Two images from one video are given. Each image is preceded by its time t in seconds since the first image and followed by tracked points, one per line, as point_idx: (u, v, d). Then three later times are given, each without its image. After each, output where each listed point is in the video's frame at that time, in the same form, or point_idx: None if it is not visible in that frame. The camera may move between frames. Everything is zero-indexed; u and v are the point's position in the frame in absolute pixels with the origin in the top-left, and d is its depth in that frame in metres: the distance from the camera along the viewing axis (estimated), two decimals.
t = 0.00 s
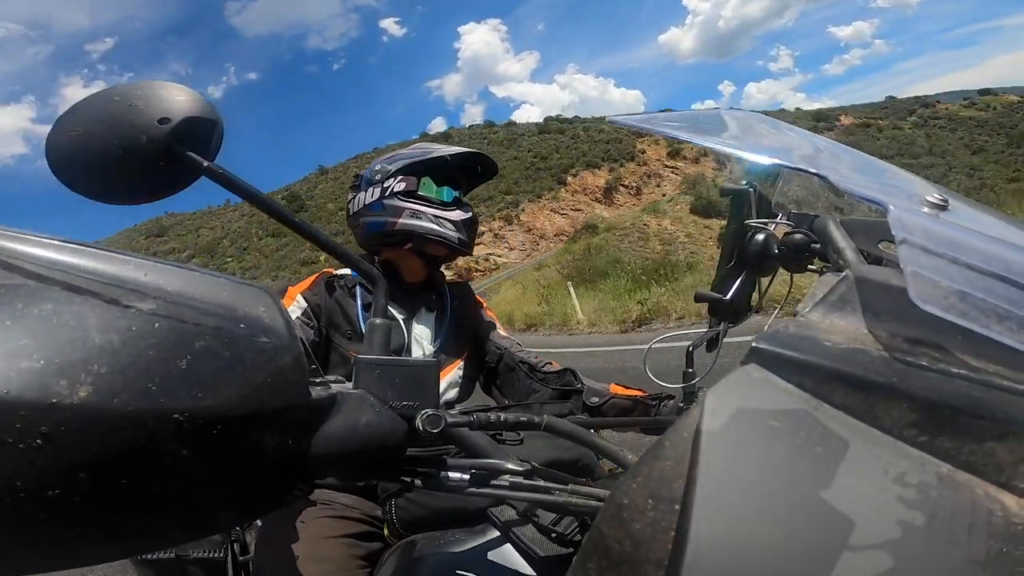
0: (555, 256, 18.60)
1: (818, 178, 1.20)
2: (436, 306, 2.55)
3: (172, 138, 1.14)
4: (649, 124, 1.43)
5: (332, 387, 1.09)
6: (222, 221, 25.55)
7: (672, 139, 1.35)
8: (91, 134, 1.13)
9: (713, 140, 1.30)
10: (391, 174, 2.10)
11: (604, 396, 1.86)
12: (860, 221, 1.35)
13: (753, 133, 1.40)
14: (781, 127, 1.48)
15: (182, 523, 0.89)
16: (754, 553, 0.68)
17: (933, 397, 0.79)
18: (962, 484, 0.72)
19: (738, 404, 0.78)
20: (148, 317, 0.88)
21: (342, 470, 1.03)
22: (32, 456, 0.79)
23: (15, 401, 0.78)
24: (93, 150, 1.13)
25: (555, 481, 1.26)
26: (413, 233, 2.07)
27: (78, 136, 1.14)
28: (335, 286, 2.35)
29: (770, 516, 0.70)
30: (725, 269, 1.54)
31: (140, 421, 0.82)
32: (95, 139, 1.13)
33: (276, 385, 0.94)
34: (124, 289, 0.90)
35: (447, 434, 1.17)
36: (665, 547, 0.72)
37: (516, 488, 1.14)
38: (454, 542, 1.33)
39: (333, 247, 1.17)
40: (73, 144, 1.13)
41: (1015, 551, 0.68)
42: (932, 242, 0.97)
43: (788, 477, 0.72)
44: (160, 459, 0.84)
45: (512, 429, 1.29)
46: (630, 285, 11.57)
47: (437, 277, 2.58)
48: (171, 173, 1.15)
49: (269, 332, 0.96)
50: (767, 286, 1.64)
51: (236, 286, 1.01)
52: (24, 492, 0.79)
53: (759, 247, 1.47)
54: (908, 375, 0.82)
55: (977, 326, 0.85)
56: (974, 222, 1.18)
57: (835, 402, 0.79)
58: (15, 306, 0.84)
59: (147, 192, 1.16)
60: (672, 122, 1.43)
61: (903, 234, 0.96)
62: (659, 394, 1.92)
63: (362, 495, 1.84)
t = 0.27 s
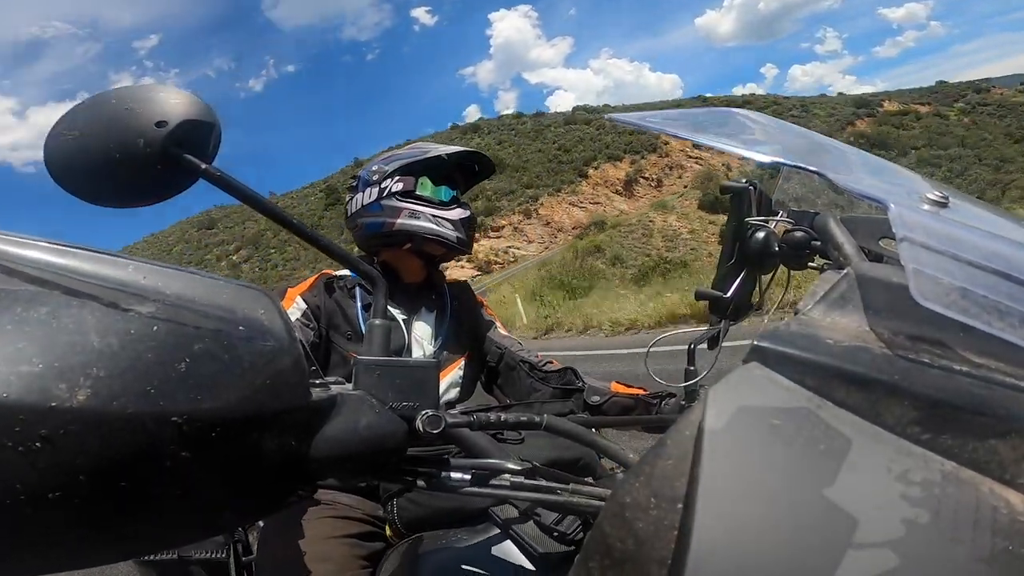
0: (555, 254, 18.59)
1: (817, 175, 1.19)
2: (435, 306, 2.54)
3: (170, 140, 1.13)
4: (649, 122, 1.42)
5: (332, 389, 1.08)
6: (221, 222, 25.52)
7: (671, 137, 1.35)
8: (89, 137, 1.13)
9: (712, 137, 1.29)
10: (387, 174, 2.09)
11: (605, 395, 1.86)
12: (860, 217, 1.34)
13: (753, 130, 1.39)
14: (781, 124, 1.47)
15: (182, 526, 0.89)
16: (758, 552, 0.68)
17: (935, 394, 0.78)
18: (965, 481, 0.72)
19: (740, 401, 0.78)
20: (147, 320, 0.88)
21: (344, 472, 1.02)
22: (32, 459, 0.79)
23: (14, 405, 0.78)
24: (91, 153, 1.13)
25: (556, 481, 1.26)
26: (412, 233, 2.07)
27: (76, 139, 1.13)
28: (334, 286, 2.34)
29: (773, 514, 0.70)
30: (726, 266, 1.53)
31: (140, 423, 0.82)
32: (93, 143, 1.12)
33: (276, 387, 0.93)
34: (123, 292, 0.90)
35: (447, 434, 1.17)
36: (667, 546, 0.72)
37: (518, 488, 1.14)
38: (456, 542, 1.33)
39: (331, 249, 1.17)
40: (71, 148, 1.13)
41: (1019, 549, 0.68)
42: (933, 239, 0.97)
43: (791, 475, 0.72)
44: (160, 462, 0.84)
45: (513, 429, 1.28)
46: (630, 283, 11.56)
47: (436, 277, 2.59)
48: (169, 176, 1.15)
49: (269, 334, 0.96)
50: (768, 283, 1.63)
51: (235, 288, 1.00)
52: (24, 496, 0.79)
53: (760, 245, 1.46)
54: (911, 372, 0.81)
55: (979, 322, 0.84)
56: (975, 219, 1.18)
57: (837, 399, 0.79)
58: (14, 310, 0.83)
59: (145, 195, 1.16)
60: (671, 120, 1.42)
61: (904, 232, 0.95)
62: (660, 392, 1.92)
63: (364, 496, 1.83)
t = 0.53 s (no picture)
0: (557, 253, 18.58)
1: (818, 174, 1.19)
2: (436, 305, 2.55)
3: (172, 139, 1.13)
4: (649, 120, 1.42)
5: (333, 388, 1.08)
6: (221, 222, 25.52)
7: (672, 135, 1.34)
8: (91, 136, 1.13)
9: (714, 136, 1.29)
10: (387, 172, 2.08)
11: (607, 395, 1.86)
12: (862, 217, 1.34)
13: (754, 129, 1.39)
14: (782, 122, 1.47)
15: (184, 526, 0.89)
16: (761, 551, 0.68)
17: (937, 392, 0.78)
18: (969, 480, 0.72)
19: (741, 400, 0.78)
20: (149, 319, 0.87)
21: (345, 471, 1.02)
22: (34, 458, 0.79)
23: (16, 404, 0.78)
24: (93, 153, 1.13)
25: (558, 480, 1.25)
26: (412, 230, 2.06)
27: (78, 139, 1.13)
28: (335, 286, 2.34)
29: (776, 513, 0.70)
30: (726, 265, 1.54)
31: (141, 422, 0.82)
32: (94, 142, 1.12)
33: (278, 386, 0.93)
34: (124, 290, 0.89)
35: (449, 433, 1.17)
36: (670, 545, 0.72)
37: (519, 487, 1.14)
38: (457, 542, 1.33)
39: (333, 247, 1.17)
40: (72, 147, 1.13)
41: None
42: (935, 238, 0.97)
43: (793, 474, 0.72)
44: (162, 461, 0.84)
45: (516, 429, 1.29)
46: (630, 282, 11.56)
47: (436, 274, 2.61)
48: (171, 175, 1.15)
49: (271, 332, 0.95)
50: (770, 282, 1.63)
51: (237, 286, 1.00)
52: (27, 495, 0.79)
53: (760, 244, 1.46)
54: (913, 371, 0.81)
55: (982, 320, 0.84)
56: (977, 217, 1.18)
57: (839, 398, 0.79)
58: (15, 309, 0.83)
59: (147, 194, 1.16)
60: (672, 119, 1.42)
61: (906, 230, 0.95)
62: (661, 392, 1.92)
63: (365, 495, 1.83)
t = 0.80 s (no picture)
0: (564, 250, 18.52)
1: (823, 175, 1.19)
2: (435, 304, 2.56)
3: (175, 136, 1.14)
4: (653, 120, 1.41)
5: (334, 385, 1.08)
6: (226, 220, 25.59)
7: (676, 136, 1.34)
8: (94, 132, 1.13)
9: (718, 137, 1.28)
10: (385, 171, 2.09)
11: (607, 394, 1.86)
12: (865, 218, 1.34)
13: (757, 130, 1.38)
14: (785, 124, 1.46)
15: (182, 522, 0.89)
16: (760, 553, 0.68)
17: (939, 395, 0.78)
18: (968, 483, 0.72)
19: (742, 402, 0.78)
20: (149, 315, 0.87)
21: (345, 469, 1.02)
22: (34, 453, 0.79)
23: (17, 400, 0.78)
24: (96, 149, 1.13)
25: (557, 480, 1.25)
26: (409, 230, 2.07)
27: (81, 135, 1.13)
28: (335, 284, 2.34)
29: (776, 514, 0.69)
30: (727, 266, 1.53)
31: (142, 418, 0.82)
32: (97, 138, 1.13)
33: (278, 384, 0.93)
34: (124, 286, 0.88)
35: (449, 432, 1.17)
36: (668, 546, 0.72)
37: (519, 487, 1.13)
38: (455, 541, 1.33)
39: (335, 245, 1.17)
40: (75, 143, 1.13)
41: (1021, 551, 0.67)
42: (938, 240, 0.96)
43: (793, 475, 0.72)
44: (162, 458, 0.84)
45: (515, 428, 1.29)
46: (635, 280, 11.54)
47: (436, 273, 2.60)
48: (174, 172, 1.15)
49: (272, 330, 0.95)
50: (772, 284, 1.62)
51: (238, 283, 0.99)
52: (27, 491, 0.80)
53: (763, 245, 1.45)
54: (915, 374, 0.81)
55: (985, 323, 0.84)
56: (982, 220, 1.17)
57: (840, 400, 0.79)
58: (16, 303, 0.83)
59: (149, 190, 1.16)
60: (675, 119, 1.41)
61: (910, 232, 0.95)
62: (661, 392, 1.91)
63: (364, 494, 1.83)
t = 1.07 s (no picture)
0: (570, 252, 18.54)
1: (825, 183, 1.19)
2: (433, 304, 2.57)
3: (183, 134, 1.14)
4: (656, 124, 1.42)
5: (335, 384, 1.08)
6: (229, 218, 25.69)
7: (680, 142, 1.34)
8: (101, 129, 1.13)
9: (721, 142, 1.29)
10: (383, 169, 2.10)
11: (606, 399, 1.87)
12: (866, 227, 1.34)
13: (760, 136, 1.39)
14: (788, 130, 1.47)
15: (180, 519, 0.89)
16: (755, 558, 0.67)
17: (936, 403, 0.78)
18: (964, 490, 0.72)
19: (739, 408, 0.78)
20: (153, 311, 0.87)
21: (344, 468, 1.03)
22: (33, 448, 0.79)
23: (17, 395, 0.78)
24: (104, 145, 1.13)
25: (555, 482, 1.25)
26: (408, 229, 2.08)
27: (88, 131, 1.14)
28: (334, 283, 2.35)
29: (772, 520, 0.69)
30: (729, 271, 1.54)
31: (143, 414, 0.83)
32: (106, 134, 1.13)
33: (279, 382, 0.94)
34: (128, 280, 0.89)
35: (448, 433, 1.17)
36: (665, 550, 0.72)
37: (517, 489, 1.14)
38: (452, 542, 1.33)
39: (337, 245, 1.17)
40: (83, 139, 1.14)
41: (1014, 559, 0.68)
42: (939, 248, 0.97)
43: (790, 482, 0.72)
44: (161, 454, 0.85)
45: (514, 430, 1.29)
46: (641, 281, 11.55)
47: (436, 273, 2.60)
48: (180, 170, 1.16)
49: (274, 328, 0.96)
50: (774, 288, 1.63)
51: (241, 280, 1.00)
52: (24, 486, 0.80)
53: (765, 252, 1.46)
54: (913, 382, 0.81)
55: (983, 332, 0.84)
56: (984, 229, 1.17)
57: (838, 408, 0.79)
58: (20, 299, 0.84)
59: (157, 187, 1.17)
60: (680, 125, 1.42)
61: (911, 240, 0.95)
62: (661, 397, 1.91)
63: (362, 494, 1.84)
